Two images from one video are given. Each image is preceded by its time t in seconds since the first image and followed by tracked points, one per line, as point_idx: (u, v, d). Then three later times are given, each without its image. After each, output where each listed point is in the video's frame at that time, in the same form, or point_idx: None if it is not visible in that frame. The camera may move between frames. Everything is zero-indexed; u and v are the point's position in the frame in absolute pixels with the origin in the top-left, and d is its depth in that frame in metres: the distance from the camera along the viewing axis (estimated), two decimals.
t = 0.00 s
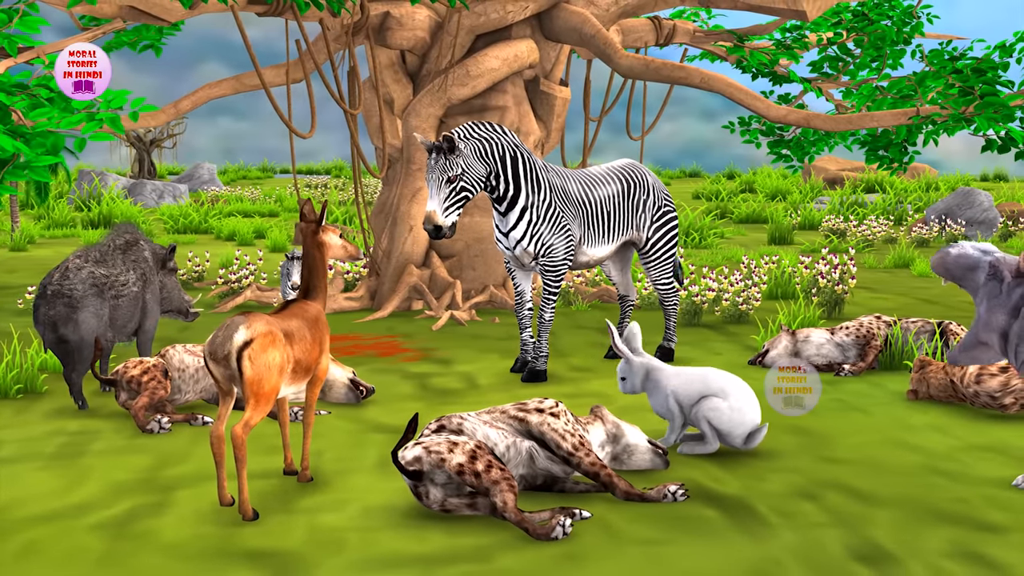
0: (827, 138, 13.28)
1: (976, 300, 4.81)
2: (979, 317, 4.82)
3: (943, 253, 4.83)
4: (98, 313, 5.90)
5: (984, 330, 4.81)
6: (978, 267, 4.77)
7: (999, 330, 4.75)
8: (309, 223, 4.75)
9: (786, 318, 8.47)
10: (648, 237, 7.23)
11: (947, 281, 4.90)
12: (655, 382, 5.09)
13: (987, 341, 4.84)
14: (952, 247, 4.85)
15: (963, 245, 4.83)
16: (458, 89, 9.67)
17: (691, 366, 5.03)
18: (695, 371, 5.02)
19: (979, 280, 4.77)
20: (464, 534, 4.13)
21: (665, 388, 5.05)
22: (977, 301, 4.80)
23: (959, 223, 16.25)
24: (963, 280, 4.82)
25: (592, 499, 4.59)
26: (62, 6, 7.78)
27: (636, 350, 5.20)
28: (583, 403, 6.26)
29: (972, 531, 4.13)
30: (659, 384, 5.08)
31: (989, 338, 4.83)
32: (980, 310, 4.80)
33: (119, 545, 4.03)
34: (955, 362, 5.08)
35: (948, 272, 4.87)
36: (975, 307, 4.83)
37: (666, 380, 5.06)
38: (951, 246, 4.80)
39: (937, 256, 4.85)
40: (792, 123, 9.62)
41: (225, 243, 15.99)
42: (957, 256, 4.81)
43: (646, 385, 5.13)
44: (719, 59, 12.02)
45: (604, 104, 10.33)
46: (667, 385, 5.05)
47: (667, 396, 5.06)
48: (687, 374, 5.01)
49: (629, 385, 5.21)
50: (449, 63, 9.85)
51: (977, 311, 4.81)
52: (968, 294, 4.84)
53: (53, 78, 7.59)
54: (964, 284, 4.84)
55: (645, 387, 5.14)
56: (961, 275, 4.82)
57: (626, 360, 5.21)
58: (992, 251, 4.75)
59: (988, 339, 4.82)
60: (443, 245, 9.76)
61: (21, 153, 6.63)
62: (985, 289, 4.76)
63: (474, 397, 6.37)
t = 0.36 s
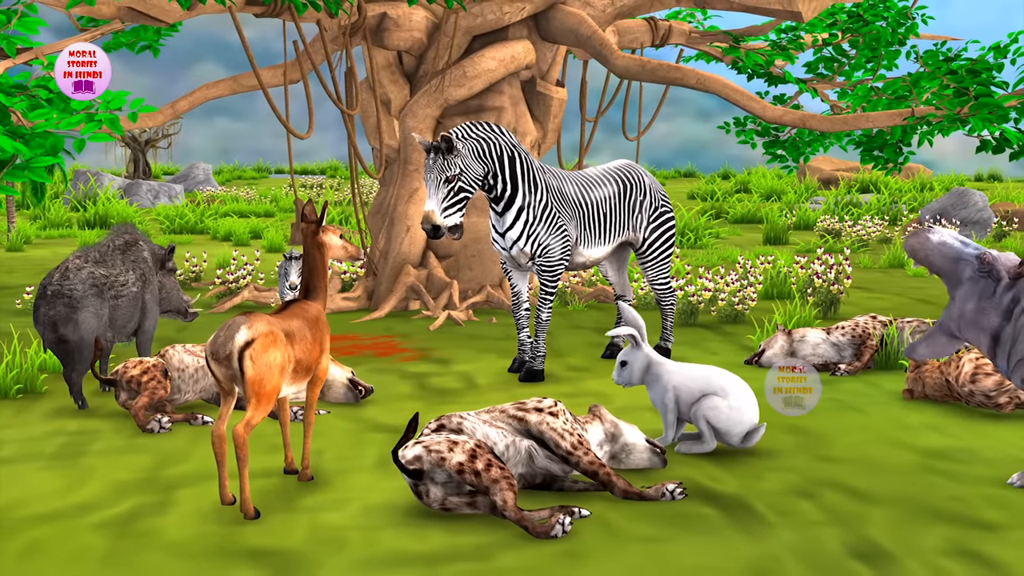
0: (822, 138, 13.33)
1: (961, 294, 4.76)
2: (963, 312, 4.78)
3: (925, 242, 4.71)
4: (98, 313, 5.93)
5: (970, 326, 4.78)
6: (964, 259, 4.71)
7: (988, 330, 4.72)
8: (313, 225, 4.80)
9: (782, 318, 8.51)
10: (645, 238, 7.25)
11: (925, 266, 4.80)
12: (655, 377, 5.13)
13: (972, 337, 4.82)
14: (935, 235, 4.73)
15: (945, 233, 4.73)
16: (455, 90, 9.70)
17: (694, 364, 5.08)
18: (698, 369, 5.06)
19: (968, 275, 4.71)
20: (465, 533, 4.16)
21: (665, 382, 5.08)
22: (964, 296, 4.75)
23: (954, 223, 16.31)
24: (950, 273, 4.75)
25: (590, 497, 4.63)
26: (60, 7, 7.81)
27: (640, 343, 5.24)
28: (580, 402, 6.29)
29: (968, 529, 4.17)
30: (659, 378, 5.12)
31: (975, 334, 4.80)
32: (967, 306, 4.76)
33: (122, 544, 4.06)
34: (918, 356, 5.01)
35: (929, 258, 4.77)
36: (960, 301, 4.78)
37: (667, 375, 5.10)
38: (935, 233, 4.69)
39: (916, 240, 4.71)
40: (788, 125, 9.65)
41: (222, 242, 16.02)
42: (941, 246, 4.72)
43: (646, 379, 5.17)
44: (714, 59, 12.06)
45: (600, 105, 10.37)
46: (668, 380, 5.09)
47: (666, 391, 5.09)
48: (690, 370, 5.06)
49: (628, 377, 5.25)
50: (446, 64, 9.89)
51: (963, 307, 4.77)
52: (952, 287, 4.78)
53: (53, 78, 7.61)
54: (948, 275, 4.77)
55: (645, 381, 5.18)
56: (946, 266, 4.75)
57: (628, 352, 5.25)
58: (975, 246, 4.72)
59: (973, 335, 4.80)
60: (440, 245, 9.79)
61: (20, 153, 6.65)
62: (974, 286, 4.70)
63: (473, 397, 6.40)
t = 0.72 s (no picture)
0: (821, 138, 13.37)
1: (957, 288, 4.80)
2: (956, 307, 4.82)
3: (931, 226, 4.79)
4: (99, 313, 5.97)
5: (963, 323, 4.81)
6: (963, 252, 4.76)
7: (983, 331, 4.75)
8: (314, 225, 4.83)
9: (779, 318, 8.55)
10: (643, 239, 7.28)
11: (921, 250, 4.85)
12: (657, 372, 5.18)
13: (962, 335, 4.85)
14: (938, 222, 4.80)
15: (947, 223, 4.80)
16: (454, 91, 9.74)
17: (695, 365, 5.09)
18: (698, 371, 5.07)
19: (966, 268, 4.75)
20: (464, 530, 4.19)
21: (665, 382, 5.12)
22: (960, 291, 4.78)
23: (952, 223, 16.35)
24: (948, 265, 4.80)
25: (588, 495, 4.67)
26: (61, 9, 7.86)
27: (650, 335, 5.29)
28: (579, 402, 6.32)
29: (962, 527, 4.21)
30: (660, 375, 5.16)
31: (966, 332, 4.83)
32: (961, 301, 4.79)
33: (124, 542, 4.10)
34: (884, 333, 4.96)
35: (927, 244, 4.83)
36: (955, 296, 4.82)
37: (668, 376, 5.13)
38: (940, 219, 4.76)
39: (921, 220, 4.78)
40: (786, 125, 9.69)
41: (222, 243, 16.07)
42: (944, 235, 4.79)
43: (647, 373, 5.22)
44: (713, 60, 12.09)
45: (599, 106, 10.41)
46: (668, 380, 5.12)
47: (666, 390, 5.13)
48: (689, 373, 5.07)
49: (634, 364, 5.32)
50: (446, 65, 9.93)
51: (959, 302, 4.80)
52: (947, 280, 4.82)
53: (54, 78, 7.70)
54: (945, 267, 4.81)
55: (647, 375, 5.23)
56: (945, 257, 4.80)
57: (638, 340, 5.32)
58: (974, 244, 4.77)
59: (964, 333, 4.83)
60: (440, 246, 9.84)
61: (22, 154, 6.69)
62: (973, 282, 4.75)
63: (472, 396, 6.44)
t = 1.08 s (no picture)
0: (823, 139, 13.40)
1: (956, 287, 4.70)
2: (953, 306, 4.72)
3: (942, 221, 4.63)
4: (101, 312, 6.01)
5: (960, 324, 4.73)
6: (966, 251, 4.68)
7: (978, 333, 4.72)
8: (313, 223, 4.85)
9: (779, 318, 8.58)
10: (643, 239, 7.31)
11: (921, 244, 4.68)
12: (672, 361, 5.18)
13: (953, 334, 4.79)
14: (943, 216, 4.66)
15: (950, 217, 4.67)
16: (456, 92, 9.78)
17: (714, 363, 5.09)
18: (715, 369, 5.09)
19: (969, 267, 4.67)
20: (460, 528, 4.23)
21: (679, 376, 5.12)
22: (960, 290, 4.69)
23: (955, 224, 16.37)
24: (950, 263, 4.68)
25: (584, 494, 4.71)
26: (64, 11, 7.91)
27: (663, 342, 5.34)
28: (577, 402, 6.36)
29: (954, 525, 4.23)
30: (674, 365, 5.16)
31: (957, 332, 4.78)
32: (958, 301, 4.70)
33: (124, 539, 4.13)
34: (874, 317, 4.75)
35: (931, 238, 4.66)
36: (953, 294, 4.71)
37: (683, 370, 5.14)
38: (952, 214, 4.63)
39: (936, 211, 4.60)
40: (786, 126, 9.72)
41: (226, 243, 16.12)
42: (949, 231, 4.66)
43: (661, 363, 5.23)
44: (715, 61, 12.12)
45: (600, 106, 10.45)
46: (682, 374, 5.12)
47: (678, 381, 5.13)
48: (708, 371, 5.06)
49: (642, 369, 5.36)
50: (447, 66, 9.96)
51: (956, 301, 4.70)
52: (946, 277, 4.70)
53: (54, 80, 7.70)
54: (946, 263, 4.69)
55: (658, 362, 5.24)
56: (948, 254, 4.67)
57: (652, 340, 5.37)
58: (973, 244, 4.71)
59: (956, 332, 4.77)
60: (442, 246, 9.88)
61: (25, 155, 6.73)
62: (974, 281, 4.67)
63: (471, 396, 6.47)
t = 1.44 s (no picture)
0: (828, 139, 13.41)
1: (944, 291, 4.81)
2: (942, 310, 4.81)
3: (920, 228, 4.82)
4: (102, 312, 6.06)
5: (951, 326, 4.80)
6: (950, 256, 4.80)
7: (970, 334, 4.76)
8: (312, 228, 4.92)
9: (781, 318, 8.59)
10: (643, 239, 7.32)
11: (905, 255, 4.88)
12: (679, 357, 5.18)
13: (946, 338, 4.85)
14: (924, 227, 4.86)
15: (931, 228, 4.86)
16: (459, 93, 9.83)
17: (719, 362, 5.09)
18: (719, 368, 5.09)
19: (954, 270, 4.78)
20: (453, 525, 4.26)
21: (684, 371, 5.10)
22: (948, 293, 4.79)
23: (961, 224, 16.36)
24: (935, 268, 4.82)
25: (578, 493, 4.74)
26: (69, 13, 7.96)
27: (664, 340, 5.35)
28: (575, 402, 6.38)
29: (944, 524, 4.25)
30: (680, 360, 5.16)
31: (949, 335, 4.84)
32: (947, 304, 4.80)
33: (120, 536, 4.17)
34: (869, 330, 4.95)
35: (914, 248, 4.85)
36: (941, 299, 4.82)
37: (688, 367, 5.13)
38: (931, 222, 4.81)
39: (910, 219, 4.82)
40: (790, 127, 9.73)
41: (233, 243, 16.18)
42: (930, 239, 4.83)
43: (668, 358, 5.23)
44: (720, 62, 12.13)
45: (603, 107, 10.47)
46: (688, 369, 5.11)
47: (682, 376, 5.12)
48: (712, 369, 5.06)
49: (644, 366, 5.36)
50: (450, 67, 9.99)
51: (945, 304, 4.80)
52: (933, 283, 4.83)
53: (54, 79, 7.78)
54: (930, 270, 4.83)
55: (663, 358, 5.24)
56: (932, 260, 4.82)
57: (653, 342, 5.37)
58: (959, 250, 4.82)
59: (948, 336, 4.83)
60: (445, 246, 9.91)
61: (29, 155, 6.78)
62: (960, 284, 4.77)
63: (470, 396, 6.51)
